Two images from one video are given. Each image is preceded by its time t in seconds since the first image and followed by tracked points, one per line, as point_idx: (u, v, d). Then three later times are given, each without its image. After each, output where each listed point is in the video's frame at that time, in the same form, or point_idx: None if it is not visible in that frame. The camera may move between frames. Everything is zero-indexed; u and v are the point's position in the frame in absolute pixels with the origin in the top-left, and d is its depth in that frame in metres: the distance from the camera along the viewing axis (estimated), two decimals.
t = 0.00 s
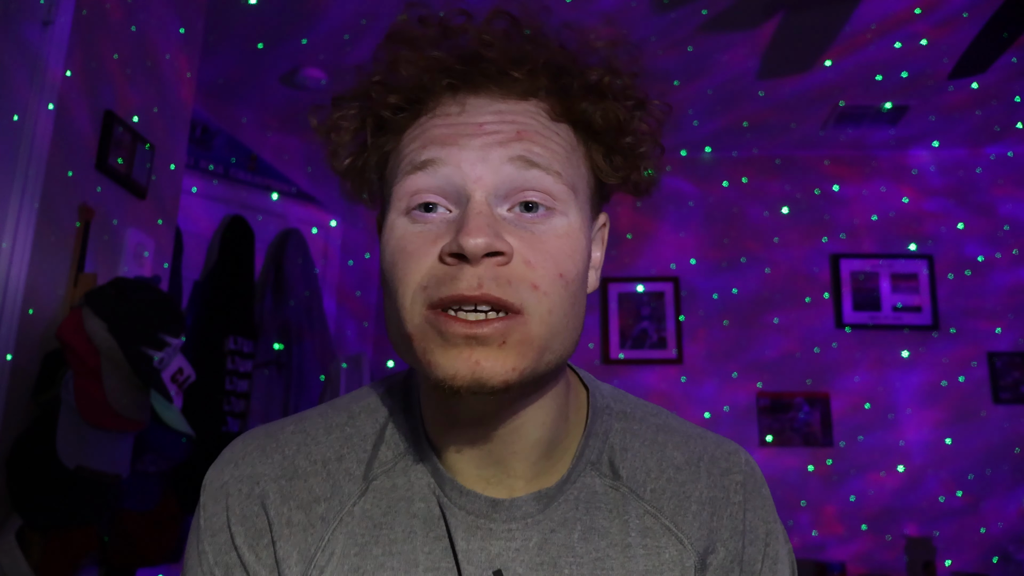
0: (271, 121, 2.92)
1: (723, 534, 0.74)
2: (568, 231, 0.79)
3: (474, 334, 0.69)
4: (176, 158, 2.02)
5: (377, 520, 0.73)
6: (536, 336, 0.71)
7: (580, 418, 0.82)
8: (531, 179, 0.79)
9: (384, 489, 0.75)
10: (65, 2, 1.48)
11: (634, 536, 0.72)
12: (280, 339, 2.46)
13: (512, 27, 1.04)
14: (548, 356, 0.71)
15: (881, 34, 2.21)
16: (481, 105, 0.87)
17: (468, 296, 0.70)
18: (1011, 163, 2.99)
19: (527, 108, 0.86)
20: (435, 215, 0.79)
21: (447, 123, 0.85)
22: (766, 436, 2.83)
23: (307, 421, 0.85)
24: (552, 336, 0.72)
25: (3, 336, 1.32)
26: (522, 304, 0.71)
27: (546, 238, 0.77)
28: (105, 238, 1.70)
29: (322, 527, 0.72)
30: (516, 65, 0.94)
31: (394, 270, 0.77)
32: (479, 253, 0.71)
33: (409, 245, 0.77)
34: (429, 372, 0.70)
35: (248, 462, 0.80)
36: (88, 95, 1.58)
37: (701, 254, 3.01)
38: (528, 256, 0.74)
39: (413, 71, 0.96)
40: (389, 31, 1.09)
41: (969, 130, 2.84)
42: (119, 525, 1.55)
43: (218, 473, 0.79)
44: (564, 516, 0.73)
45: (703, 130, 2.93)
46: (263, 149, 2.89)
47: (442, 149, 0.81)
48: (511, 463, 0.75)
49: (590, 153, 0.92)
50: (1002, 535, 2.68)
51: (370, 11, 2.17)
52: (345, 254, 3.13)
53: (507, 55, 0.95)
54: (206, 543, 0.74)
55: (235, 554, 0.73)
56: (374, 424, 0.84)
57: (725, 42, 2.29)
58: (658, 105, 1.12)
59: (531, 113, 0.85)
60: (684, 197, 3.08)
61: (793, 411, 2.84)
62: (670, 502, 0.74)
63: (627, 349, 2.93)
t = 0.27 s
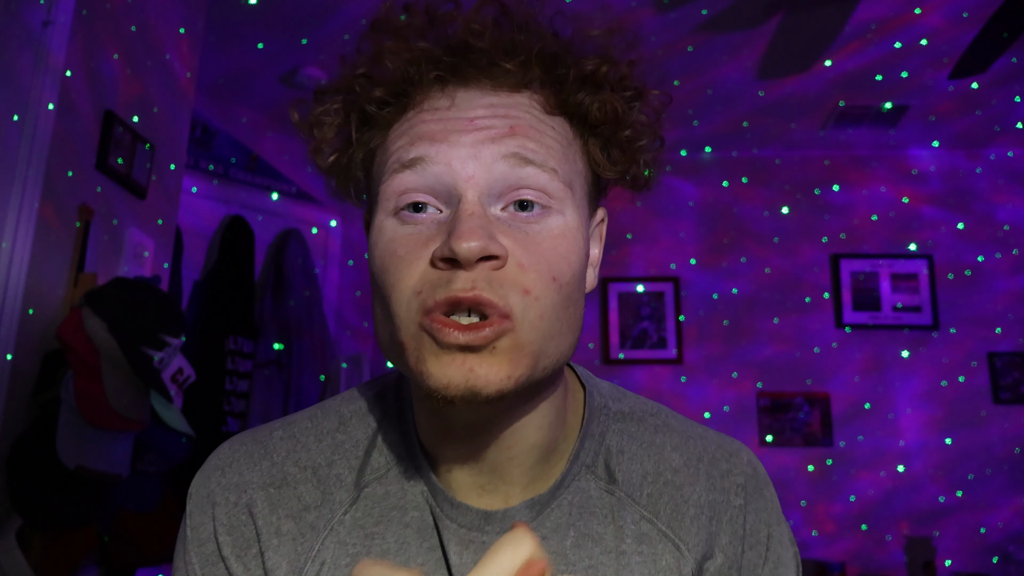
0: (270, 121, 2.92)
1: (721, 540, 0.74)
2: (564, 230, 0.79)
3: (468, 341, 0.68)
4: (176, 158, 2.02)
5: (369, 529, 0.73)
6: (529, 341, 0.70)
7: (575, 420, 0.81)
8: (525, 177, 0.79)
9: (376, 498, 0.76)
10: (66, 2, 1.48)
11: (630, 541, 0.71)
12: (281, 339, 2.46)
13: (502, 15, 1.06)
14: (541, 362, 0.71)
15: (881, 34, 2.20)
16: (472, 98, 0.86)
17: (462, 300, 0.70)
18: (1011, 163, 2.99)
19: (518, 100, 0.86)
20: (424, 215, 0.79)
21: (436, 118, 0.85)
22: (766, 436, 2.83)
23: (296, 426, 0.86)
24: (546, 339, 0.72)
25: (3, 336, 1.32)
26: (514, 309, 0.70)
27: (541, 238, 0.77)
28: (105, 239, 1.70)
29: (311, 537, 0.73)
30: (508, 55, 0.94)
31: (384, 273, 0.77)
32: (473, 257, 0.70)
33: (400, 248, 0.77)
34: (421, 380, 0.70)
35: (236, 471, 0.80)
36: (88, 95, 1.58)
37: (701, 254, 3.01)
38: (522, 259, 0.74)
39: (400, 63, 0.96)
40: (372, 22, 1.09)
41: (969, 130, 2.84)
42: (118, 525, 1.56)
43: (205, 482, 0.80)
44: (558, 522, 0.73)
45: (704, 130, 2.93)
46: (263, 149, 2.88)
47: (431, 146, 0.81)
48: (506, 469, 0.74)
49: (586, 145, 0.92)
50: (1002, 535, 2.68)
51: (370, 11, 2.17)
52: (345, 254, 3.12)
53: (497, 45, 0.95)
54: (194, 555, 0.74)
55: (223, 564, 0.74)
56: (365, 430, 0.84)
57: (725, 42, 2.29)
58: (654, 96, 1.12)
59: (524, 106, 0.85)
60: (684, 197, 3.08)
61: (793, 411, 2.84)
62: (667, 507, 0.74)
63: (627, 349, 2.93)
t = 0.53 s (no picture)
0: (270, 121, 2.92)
1: (724, 543, 0.74)
2: (564, 236, 0.79)
3: (466, 352, 0.68)
4: (176, 158, 2.02)
5: (371, 533, 0.73)
6: (524, 353, 0.70)
7: (576, 423, 0.81)
8: (525, 181, 0.79)
9: (378, 501, 0.76)
10: (65, 2, 1.48)
11: (632, 545, 0.72)
12: (281, 339, 2.45)
13: (501, 13, 1.06)
14: (538, 373, 0.71)
15: (881, 34, 2.20)
16: (471, 101, 0.86)
17: (459, 313, 0.70)
18: (1011, 163, 3.00)
19: (518, 104, 0.86)
20: (423, 220, 0.80)
21: (434, 121, 0.84)
22: (766, 436, 2.83)
23: (295, 428, 0.86)
24: (544, 348, 0.72)
25: (3, 336, 1.32)
26: (510, 321, 0.70)
27: (540, 245, 0.77)
28: (105, 239, 1.70)
29: (313, 541, 0.72)
30: (508, 55, 0.93)
31: (384, 281, 0.78)
32: (470, 267, 0.70)
33: (399, 256, 0.77)
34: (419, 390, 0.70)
35: (236, 475, 0.80)
36: (88, 95, 1.58)
37: (701, 254, 3.01)
38: (519, 269, 0.73)
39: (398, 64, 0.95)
40: (371, 21, 1.09)
41: (969, 130, 2.84)
42: (119, 524, 1.55)
43: (206, 485, 0.80)
44: (560, 525, 0.74)
45: (704, 130, 2.93)
46: (262, 149, 2.88)
47: (429, 149, 0.81)
48: (506, 476, 0.74)
49: (589, 147, 0.92)
50: (1003, 535, 2.68)
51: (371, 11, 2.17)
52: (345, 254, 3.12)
53: (496, 45, 0.95)
54: (195, 558, 0.75)
55: (224, 568, 0.74)
56: (365, 433, 0.84)
57: (726, 42, 2.29)
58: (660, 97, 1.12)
59: (523, 109, 0.85)
60: (684, 197, 3.08)
61: (793, 411, 2.84)
62: (670, 510, 0.74)
63: (626, 349, 2.92)
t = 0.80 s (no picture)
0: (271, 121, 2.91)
1: (724, 532, 0.73)
2: (587, 232, 0.78)
3: (496, 327, 0.68)
4: (176, 158, 2.02)
5: (388, 520, 0.72)
6: (553, 332, 0.70)
7: (585, 421, 0.82)
8: (553, 179, 0.79)
9: (394, 490, 0.75)
10: (65, 2, 1.48)
11: (638, 533, 0.71)
12: (281, 339, 2.45)
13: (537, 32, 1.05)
14: (562, 354, 0.71)
15: (881, 34, 2.20)
16: (506, 105, 0.87)
17: (491, 289, 0.70)
18: (1012, 163, 2.99)
19: (550, 110, 0.86)
20: (458, 211, 0.79)
21: (473, 122, 0.85)
22: (766, 436, 2.83)
23: (317, 425, 0.86)
24: (569, 332, 0.72)
25: (3, 335, 1.32)
26: (540, 299, 0.70)
27: (566, 238, 0.76)
28: (104, 238, 1.70)
29: (334, 525, 0.71)
30: (540, 66, 0.94)
31: (418, 268, 0.77)
32: (503, 248, 0.71)
33: (433, 243, 0.77)
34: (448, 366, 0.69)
35: (262, 465, 0.79)
36: (87, 95, 1.58)
37: (701, 254, 3.01)
38: (548, 255, 0.73)
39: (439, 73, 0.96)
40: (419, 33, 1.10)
41: (970, 129, 2.84)
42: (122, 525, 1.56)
43: (231, 476, 0.79)
44: (569, 515, 0.73)
45: (704, 130, 2.93)
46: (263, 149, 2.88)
47: (468, 147, 0.81)
48: (521, 464, 0.75)
49: (609, 159, 0.93)
50: (1003, 535, 2.67)
51: (370, 11, 2.17)
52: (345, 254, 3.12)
53: (532, 57, 0.95)
54: (220, 544, 0.73)
55: (248, 553, 0.72)
56: (384, 427, 0.84)
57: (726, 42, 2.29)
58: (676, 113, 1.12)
59: (553, 115, 0.85)
60: (685, 197, 3.08)
61: (793, 411, 2.84)
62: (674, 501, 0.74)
63: (627, 348, 2.93)
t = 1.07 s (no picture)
0: (272, 122, 2.92)
1: (725, 519, 0.73)
2: (604, 229, 0.78)
3: (518, 311, 0.69)
4: (176, 158, 2.02)
5: (402, 502, 0.72)
6: (572, 317, 0.71)
7: (590, 420, 0.81)
8: (573, 179, 0.80)
9: (410, 475, 0.75)
10: (64, 2, 1.48)
11: (643, 519, 0.72)
12: (281, 339, 2.47)
13: (562, 47, 1.08)
14: (580, 339, 0.72)
15: (882, 34, 2.20)
16: (530, 111, 0.88)
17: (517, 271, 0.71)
18: (1012, 162, 2.99)
19: (570, 118, 0.88)
20: (483, 205, 0.78)
21: (499, 125, 0.86)
22: (766, 436, 2.83)
23: (338, 414, 0.85)
24: (587, 319, 0.73)
25: (3, 335, 1.32)
26: (562, 285, 0.72)
27: (585, 232, 0.77)
28: (104, 239, 1.69)
29: (351, 504, 0.72)
30: (563, 77, 0.99)
31: (440, 256, 0.76)
32: (528, 232, 0.72)
33: (458, 232, 0.76)
34: (471, 348, 0.70)
35: (284, 446, 0.79)
36: (87, 95, 1.58)
37: (701, 254, 3.01)
38: (571, 243, 0.74)
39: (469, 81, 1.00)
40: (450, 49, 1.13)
41: (969, 129, 2.84)
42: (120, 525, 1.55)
43: (255, 457, 0.79)
44: (576, 501, 0.73)
45: (704, 130, 2.93)
46: (264, 149, 2.88)
47: (494, 147, 0.82)
48: (532, 453, 0.76)
49: (620, 167, 0.97)
50: (1003, 536, 2.67)
51: (370, 10, 2.17)
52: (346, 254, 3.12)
53: (554, 71, 1.00)
54: (242, 520, 0.73)
55: (270, 525, 0.73)
56: (401, 418, 0.83)
57: (726, 42, 2.29)
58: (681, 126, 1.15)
59: (572, 122, 0.87)
60: (685, 197, 3.08)
61: (793, 411, 2.84)
62: (677, 489, 0.74)
63: (626, 348, 2.92)
